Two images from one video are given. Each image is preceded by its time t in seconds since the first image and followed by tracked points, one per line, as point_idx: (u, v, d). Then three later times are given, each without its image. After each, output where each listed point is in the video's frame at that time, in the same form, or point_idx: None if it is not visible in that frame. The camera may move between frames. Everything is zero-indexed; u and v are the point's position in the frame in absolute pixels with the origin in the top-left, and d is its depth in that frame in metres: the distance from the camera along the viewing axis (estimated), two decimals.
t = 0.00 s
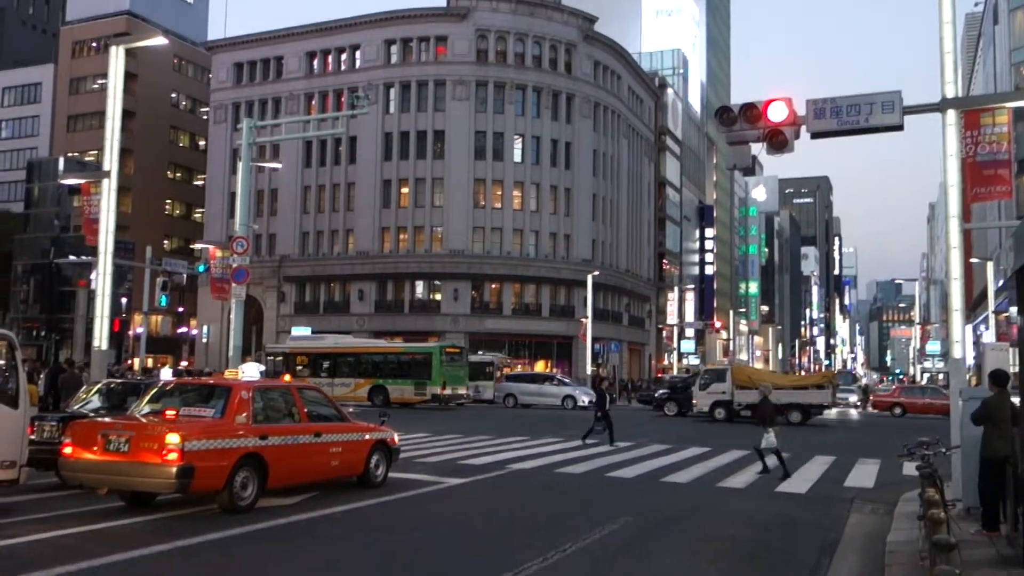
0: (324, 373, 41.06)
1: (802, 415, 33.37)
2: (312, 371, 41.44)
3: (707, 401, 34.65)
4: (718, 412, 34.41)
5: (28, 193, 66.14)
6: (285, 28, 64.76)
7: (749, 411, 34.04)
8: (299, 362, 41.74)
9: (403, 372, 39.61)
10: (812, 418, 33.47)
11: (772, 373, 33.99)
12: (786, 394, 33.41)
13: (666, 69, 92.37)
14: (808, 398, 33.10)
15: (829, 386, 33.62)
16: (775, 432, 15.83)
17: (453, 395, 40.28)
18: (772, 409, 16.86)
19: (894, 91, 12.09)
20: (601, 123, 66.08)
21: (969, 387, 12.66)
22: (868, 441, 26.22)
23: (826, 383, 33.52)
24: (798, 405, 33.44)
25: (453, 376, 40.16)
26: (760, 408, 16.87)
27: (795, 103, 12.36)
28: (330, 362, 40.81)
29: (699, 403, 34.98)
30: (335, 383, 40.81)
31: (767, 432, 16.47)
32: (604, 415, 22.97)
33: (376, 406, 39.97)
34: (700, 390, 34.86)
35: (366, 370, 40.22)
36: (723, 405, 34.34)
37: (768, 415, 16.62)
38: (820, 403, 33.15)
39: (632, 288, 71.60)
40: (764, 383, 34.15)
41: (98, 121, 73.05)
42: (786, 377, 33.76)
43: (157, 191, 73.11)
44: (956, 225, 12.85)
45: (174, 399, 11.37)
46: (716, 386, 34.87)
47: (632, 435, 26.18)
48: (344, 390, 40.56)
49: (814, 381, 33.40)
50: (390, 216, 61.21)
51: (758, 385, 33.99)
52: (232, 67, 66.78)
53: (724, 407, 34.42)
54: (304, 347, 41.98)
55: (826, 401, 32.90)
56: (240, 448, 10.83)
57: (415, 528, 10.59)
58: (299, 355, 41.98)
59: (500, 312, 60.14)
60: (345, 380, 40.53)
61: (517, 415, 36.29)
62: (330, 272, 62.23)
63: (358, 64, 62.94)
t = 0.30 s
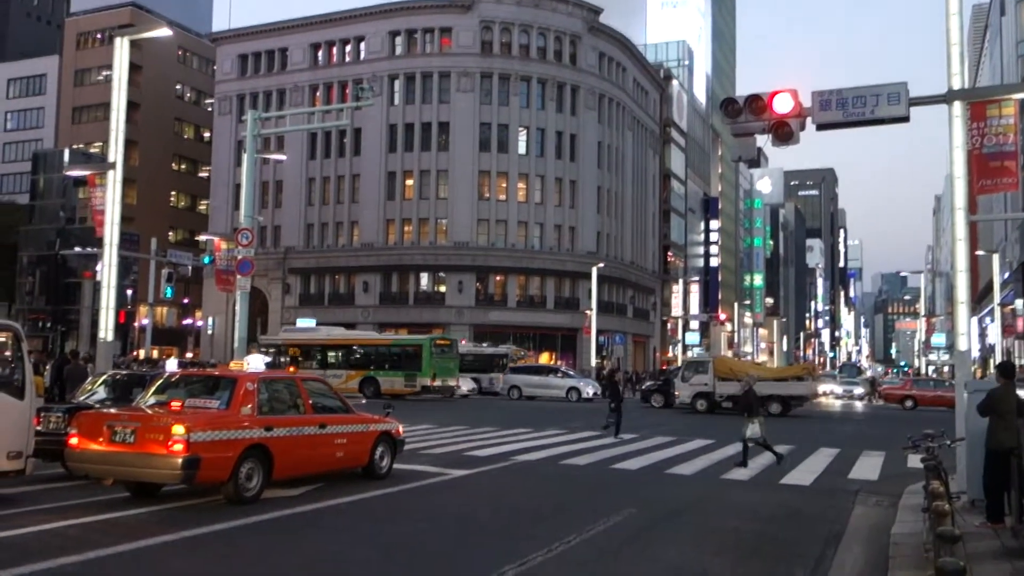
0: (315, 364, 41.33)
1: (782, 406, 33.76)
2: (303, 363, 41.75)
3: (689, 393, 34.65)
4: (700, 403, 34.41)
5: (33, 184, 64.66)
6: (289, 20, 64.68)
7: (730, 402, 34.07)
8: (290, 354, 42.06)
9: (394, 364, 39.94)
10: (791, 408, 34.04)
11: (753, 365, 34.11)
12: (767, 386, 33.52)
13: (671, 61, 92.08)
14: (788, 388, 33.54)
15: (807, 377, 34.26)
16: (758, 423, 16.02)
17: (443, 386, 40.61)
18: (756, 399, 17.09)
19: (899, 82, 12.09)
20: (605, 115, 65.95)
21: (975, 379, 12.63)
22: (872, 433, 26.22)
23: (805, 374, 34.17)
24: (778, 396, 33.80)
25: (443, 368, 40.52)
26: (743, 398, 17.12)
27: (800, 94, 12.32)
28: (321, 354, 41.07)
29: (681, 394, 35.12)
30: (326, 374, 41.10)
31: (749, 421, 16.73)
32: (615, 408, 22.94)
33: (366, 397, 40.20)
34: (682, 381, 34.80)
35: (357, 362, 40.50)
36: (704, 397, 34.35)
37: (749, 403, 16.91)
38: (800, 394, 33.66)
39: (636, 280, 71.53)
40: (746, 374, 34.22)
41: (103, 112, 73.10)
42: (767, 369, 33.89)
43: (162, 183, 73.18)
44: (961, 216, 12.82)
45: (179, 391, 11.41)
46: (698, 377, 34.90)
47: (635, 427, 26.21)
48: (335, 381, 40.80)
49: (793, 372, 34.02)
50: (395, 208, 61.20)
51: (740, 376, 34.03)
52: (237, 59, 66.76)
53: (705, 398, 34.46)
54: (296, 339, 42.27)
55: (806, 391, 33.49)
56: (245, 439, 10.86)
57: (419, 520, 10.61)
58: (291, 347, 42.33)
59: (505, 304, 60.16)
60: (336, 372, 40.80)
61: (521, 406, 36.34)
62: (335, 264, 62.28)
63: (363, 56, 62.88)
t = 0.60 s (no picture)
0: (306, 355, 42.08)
1: (759, 396, 34.14)
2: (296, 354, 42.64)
3: (668, 382, 35.40)
4: (679, 393, 35.16)
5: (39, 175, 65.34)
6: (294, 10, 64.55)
7: (708, 391, 34.87)
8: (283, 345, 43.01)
9: (382, 353, 40.21)
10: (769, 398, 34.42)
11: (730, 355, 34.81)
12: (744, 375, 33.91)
13: (677, 51, 91.75)
14: (763, 377, 34.09)
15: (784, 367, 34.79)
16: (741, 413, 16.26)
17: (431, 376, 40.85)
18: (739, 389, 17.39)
19: (906, 73, 12.00)
20: (611, 105, 65.77)
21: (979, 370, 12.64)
22: (877, 424, 26.23)
23: (781, 365, 34.77)
24: (753, 386, 34.27)
25: (432, 358, 40.72)
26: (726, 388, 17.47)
27: (806, 85, 12.28)
28: (311, 345, 41.68)
29: (661, 384, 35.86)
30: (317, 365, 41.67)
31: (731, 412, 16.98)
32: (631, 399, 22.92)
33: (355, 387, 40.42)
34: (661, 371, 35.71)
35: (347, 352, 40.92)
36: (682, 387, 35.15)
37: (732, 394, 17.09)
38: (777, 383, 34.16)
39: (642, 271, 71.44)
40: (723, 365, 34.95)
41: (108, 103, 73.25)
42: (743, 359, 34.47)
43: (167, 174, 73.23)
44: (968, 207, 12.78)
45: (185, 380, 11.46)
46: (677, 367, 35.67)
47: (640, 418, 26.23)
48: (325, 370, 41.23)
49: (769, 362, 34.59)
50: (400, 198, 61.15)
51: (716, 367, 34.90)
52: (242, 49, 66.75)
53: (684, 388, 35.23)
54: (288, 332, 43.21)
55: (782, 380, 33.95)
56: (251, 429, 10.89)
57: (425, 510, 10.65)
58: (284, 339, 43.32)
59: (510, 296, 60.17)
60: (326, 362, 41.34)
61: (525, 397, 36.35)
62: (340, 255, 62.30)
63: (368, 46, 62.79)
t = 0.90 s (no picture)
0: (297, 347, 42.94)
1: (740, 387, 34.00)
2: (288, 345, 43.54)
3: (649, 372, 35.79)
4: (660, 384, 35.24)
5: (43, 166, 65.40)
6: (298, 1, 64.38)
7: (689, 383, 35.12)
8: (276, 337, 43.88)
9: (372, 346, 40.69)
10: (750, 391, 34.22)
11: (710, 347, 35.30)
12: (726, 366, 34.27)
13: (681, 43, 91.47)
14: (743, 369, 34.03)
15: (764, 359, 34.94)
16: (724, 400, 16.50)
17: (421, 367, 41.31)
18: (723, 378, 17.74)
19: (912, 64, 11.95)
20: (615, 97, 65.61)
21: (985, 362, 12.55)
22: (881, 416, 26.18)
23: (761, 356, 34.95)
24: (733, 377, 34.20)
25: (421, 349, 41.16)
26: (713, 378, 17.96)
27: (812, 76, 12.22)
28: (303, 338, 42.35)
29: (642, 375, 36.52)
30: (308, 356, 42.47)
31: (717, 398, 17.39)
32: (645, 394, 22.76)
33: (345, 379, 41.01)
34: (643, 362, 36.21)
35: (337, 344, 41.49)
36: (664, 378, 35.22)
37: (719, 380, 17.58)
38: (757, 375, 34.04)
39: (645, 263, 71.37)
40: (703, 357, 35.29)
41: (112, 95, 73.40)
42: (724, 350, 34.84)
43: (171, 166, 73.25)
44: (974, 199, 12.68)
45: (189, 372, 11.48)
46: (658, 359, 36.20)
47: (644, 410, 26.25)
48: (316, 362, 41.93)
49: (749, 354, 34.68)
50: (404, 190, 61.14)
51: (699, 358, 35.18)
52: (245, 40, 66.70)
53: (665, 379, 35.40)
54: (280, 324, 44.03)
55: (763, 371, 33.78)
56: (255, 420, 10.92)
57: (429, 501, 10.64)
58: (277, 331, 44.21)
59: (513, 288, 60.19)
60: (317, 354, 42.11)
61: (529, 389, 36.42)
62: (344, 247, 62.32)
63: (371, 38, 62.65)
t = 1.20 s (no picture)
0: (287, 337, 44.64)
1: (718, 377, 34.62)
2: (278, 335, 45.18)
3: (629, 363, 36.76)
4: (640, 374, 36.30)
5: (48, 157, 64.12)
6: None
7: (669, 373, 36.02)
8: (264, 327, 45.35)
9: (361, 337, 42.43)
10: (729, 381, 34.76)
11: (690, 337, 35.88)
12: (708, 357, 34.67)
13: (686, 33, 91.17)
14: (721, 360, 34.57)
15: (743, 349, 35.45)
16: (709, 391, 16.81)
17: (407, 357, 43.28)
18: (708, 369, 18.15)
19: (918, 54, 11.89)
20: (619, 88, 65.46)
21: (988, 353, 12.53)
22: (885, 408, 26.20)
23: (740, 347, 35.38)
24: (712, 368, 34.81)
25: (408, 339, 43.08)
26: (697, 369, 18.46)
27: (817, 67, 12.18)
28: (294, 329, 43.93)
29: (623, 365, 37.18)
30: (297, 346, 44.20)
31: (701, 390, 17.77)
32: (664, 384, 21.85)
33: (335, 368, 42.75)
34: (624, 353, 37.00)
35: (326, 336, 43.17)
36: (643, 368, 36.31)
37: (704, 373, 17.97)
38: (735, 366, 34.56)
39: (650, 254, 71.29)
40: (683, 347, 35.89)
41: (116, 85, 73.51)
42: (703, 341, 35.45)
43: (175, 157, 73.28)
44: (978, 190, 12.66)
45: (194, 363, 11.49)
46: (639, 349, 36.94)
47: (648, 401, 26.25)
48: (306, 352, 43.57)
49: (729, 344, 35.16)
50: (408, 181, 61.11)
51: (679, 349, 35.74)
52: (249, 31, 66.62)
53: (644, 369, 36.37)
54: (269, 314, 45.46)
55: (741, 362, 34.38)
56: (259, 411, 10.93)
57: (433, 492, 10.66)
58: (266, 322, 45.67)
59: (517, 279, 60.21)
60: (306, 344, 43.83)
61: (533, 380, 36.51)
62: (348, 238, 62.35)
63: (375, 28, 62.50)
